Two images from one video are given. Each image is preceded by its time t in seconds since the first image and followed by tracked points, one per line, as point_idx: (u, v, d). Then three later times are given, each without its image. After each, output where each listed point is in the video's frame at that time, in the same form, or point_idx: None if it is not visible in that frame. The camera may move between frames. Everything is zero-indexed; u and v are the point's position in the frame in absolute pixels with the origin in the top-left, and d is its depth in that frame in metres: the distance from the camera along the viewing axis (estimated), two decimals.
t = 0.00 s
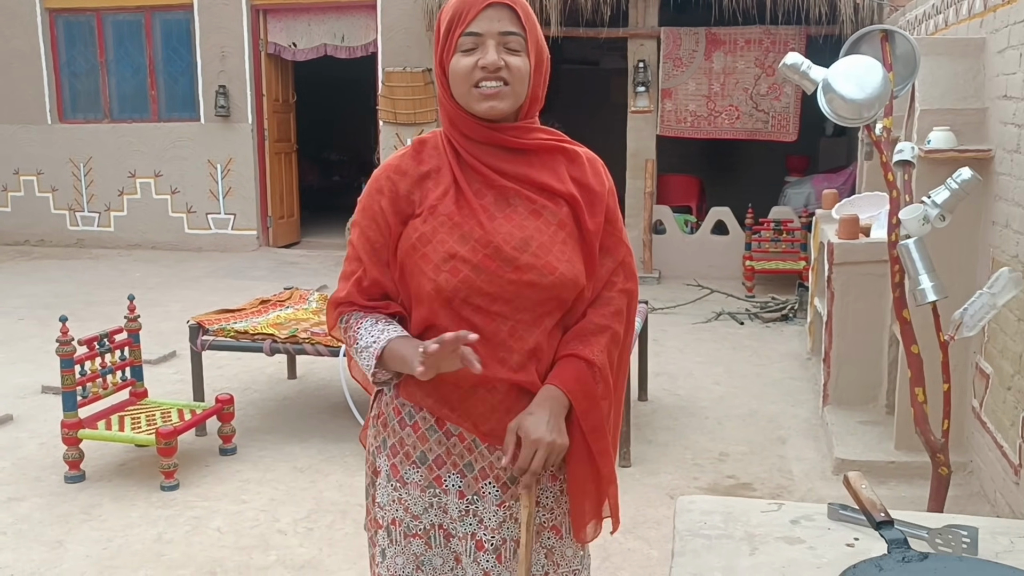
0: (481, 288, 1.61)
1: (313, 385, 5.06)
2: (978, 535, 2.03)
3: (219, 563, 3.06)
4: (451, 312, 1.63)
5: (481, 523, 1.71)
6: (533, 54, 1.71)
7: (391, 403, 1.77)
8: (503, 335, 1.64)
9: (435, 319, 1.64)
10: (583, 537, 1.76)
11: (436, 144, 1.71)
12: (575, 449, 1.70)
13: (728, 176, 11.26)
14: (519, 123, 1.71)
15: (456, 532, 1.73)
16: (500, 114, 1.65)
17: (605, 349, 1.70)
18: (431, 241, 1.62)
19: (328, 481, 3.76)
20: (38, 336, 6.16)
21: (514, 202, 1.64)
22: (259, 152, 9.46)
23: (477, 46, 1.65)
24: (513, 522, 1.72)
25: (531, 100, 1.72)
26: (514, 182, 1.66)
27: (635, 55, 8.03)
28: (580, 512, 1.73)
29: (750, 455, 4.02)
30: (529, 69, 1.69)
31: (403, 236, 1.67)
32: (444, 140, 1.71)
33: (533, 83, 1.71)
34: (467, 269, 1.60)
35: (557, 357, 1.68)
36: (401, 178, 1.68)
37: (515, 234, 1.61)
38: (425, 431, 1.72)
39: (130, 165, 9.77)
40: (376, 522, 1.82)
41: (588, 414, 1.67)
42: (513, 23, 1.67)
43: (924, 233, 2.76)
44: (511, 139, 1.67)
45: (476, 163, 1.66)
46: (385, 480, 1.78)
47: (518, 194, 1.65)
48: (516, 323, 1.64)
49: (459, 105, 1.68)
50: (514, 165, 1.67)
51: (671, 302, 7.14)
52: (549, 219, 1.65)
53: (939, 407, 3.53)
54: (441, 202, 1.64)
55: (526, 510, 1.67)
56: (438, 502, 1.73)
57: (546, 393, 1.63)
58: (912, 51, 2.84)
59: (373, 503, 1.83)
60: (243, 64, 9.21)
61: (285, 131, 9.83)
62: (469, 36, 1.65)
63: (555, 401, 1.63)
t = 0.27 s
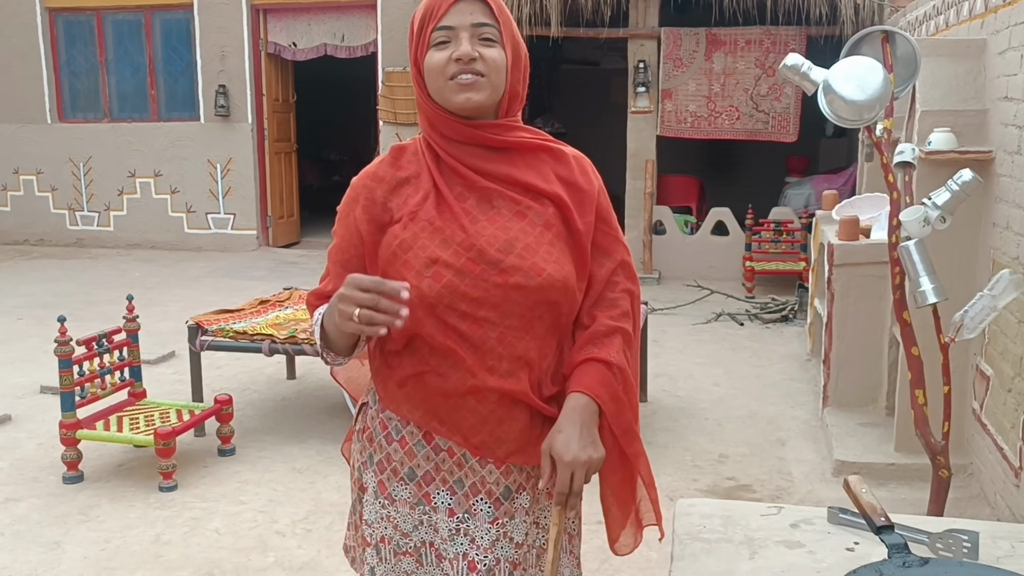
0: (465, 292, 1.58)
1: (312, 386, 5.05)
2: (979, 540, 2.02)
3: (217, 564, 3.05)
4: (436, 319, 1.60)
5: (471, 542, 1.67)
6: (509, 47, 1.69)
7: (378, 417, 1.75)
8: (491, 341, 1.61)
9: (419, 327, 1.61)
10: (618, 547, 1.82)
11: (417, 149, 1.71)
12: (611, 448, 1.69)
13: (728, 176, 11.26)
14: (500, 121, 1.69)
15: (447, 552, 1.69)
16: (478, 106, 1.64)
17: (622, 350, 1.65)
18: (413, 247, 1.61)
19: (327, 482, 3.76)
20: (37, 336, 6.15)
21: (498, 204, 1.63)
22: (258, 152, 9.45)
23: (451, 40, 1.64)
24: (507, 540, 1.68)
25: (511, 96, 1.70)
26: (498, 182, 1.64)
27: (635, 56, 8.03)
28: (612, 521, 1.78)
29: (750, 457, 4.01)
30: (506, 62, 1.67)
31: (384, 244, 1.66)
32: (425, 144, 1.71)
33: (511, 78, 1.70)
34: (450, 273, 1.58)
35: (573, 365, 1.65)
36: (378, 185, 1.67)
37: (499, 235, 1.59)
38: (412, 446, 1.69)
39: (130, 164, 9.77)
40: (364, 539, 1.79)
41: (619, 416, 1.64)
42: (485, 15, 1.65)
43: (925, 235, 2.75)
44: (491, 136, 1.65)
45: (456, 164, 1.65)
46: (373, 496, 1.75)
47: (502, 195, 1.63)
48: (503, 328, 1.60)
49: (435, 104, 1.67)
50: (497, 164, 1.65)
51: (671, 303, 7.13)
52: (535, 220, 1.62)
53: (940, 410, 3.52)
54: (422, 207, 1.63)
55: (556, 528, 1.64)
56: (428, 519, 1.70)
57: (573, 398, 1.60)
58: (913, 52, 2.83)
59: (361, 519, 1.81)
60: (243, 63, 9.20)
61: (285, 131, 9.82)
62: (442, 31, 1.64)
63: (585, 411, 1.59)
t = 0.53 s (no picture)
0: (446, 295, 1.56)
1: (311, 387, 5.03)
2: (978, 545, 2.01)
3: (213, 566, 3.04)
4: (417, 323, 1.58)
5: (459, 555, 1.65)
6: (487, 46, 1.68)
7: (362, 431, 1.73)
8: (475, 345, 1.59)
9: (400, 332, 1.60)
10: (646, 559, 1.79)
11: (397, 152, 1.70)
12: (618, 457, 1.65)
13: (728, 176, 11.24)
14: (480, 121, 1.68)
15: (435, 568, 1.67)
16: (456, 107, 1.62)
17: (618, 353, 1.61)
18: (391, 250, 1.59)
19: (325, 484, 3.74)
20: (34, 337, 6.14)
21: (479, 205, 1.61)
22: (257, 152, 9.44)
23: (425, 39, 1.63)
24: (497, 553, 1.66)
25: (489, 96, 1.70)
26: (478, 183, 1.63)
27: (635, 55, 8.01)
28: (639, 526, 1.72)
29: (749, 458, 4.00)
30: (482, 60, 1.66)
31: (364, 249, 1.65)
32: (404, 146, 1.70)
33: (488, 76, 1.69)
34: (429, 276, 1.56)
35: (569, 372, 1.60)
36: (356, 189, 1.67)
37: (479, 236, 1.58)
38: (396, 459, 1.67)
39: (128, 164, 9.75)
40: (352, 555, 1.78)
41: (624, 419, 1.60)
42: (458, 13, 1.64)
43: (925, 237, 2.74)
44: (470, 136, 1.65)
45: (434, 165, 1.64)
46: (358, 511, 1.74)
47: (483, 196, 1.62)
48: (487, 331, 1.58)
49: (412, 104, 1.67)
50: (478, 165, 1.65)
51: (670, 303, 7.12)
52: (518, 220, 1.61)
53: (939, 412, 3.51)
54: (401, 209, 1.61)
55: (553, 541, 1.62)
56: (416, 534, 1.68)
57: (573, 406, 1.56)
58: (912, 52, 2.82)
59: (347, 535, 1.79)
60: (242, 63, 9.19)
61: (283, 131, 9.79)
62: (415, 30, 1.63)
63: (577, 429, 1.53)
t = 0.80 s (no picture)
0: (429, 300, 1.56)
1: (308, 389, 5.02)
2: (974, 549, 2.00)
3: (209, 570, 3.03)
4: (401, 329, 1.58)
5: (447, 567, 1.65)
6: (468, 50, 1.68)
7: (347, 444, 1.73)
8: (459, 351, 1.58)
9: (383, 340, 1.59)
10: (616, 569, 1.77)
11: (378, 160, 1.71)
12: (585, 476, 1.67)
13: (727, 177, 11.24)
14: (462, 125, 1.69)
15: None
16: (438, 112, 1.62)
17: (594, 365, 1.62)
18: (373, 256, 1.59)
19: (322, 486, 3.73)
20: (32, 339, 6.13)
21: (463, 209, 1.62)
22: (255, 153, 9.43)
23: (404, 45, 1.62)
24: (486, 563, 1.66)
25: (471, 99, 1.70)
26: (462, 188, 1.64)
27: (633, 56, 7.99)
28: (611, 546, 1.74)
29: (747, 460, 3.99)
30: (463, 64, 1.66)
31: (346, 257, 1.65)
32: (385, 155, 1.71)
33: (470, 80, 1.69)
34: (412, 281, 1.56)
35: (539, 384, 1.62)
36: (338, 197, 1.68)
37: (463, 241, 1.58)
38: (381, 473, 1.67)
39: (126, 166, 9.74)
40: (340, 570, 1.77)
41: (592, 438, 1.62)
42: (438, 17, 1.64)
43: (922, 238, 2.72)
44: (451, 141, 1.65)
45: (416, 171, 1.64)
46: (346, 526, 1.73)
47: (466, 200, 1.62)
48: (471, 337, 1.58)
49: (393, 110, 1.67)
50: (461, 170, 1.65)
51: (668, 304, 7.11)
52: (502, 224, 1.62)
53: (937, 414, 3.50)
54: (383, 215, 1.62)
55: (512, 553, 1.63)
56: (403, 549, 1.67)
57: (539, 420, 1.57)
58: (909, 54, 2.81)
59: (335, 549, 1.78)
60: (240, 64, 9.18)
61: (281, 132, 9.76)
62: (394, 35, 1.63)
63: (539, 437, 1.55)
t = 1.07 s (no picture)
0: (419, 312, 1.58)
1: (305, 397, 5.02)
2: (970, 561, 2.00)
3: None
4: (391, 341, 1.59)
5: None
6: (457, 61, 1.69)
7: (339, 457, 1.73)
8: (450, 362, 1.59)
9: (373, 352, 1.60)
10: None
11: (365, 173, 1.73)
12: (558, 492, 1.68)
13: (725, 185, 11.25)
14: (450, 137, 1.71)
15: None
16: (427, 126, 1.64)
17: (577, 380, 1.66)
18: (362, 268, 1.61)
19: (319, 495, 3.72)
20: (29, 347, 6.11)
21: (452, 220, 1.64)
22: (254, 160, 9.43)
23: (394, 56, 1.63)
24: None
25: (460, 111, 1.71)
26: (450, 199, 1.66)
27: (631, 64, 8.01)
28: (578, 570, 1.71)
29: (744, 468, 3.98)
30: (453, 76, 1.67)
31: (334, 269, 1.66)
32: (373, 168, 1.72)
33: (459, 92, 1.70)
34: (402, 293, 1.58)
35: (525, 396, 1.65)
36: (326, 210, 1.68)
37: (452, 252, 1.60)
38: (373, 487, 1.67)
39: (125, 173, 9.75)
40: None
41: (565, 456, 1.65)
42: (427, 28, 1.65)
43: (918, 247, 2.71)
44: (440, 154, 1.67)
45: (404, 183, 1.66)
46: (338, 541, 1.73)
47: (455, 212, 1.64)
48: (462, 347, 1.59)
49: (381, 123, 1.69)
50: (449, 182, 1.67)
51: (667, 312, 7.11)
52: (491, 234, 1.63)
53: (934, 423, 3.50)
54: (372, 228, 1.64)
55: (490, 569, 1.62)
56: (394, 565, 1.67)
57: (514, 435, 1.61)
58: (906, 63, 2.80)
59: (327, 563, 1.78)
60: (239, 72, 9.19)
61: (280, 140, 9.75)
62: (384, 47, 1.63)
63: (516, 448, 1.59)
